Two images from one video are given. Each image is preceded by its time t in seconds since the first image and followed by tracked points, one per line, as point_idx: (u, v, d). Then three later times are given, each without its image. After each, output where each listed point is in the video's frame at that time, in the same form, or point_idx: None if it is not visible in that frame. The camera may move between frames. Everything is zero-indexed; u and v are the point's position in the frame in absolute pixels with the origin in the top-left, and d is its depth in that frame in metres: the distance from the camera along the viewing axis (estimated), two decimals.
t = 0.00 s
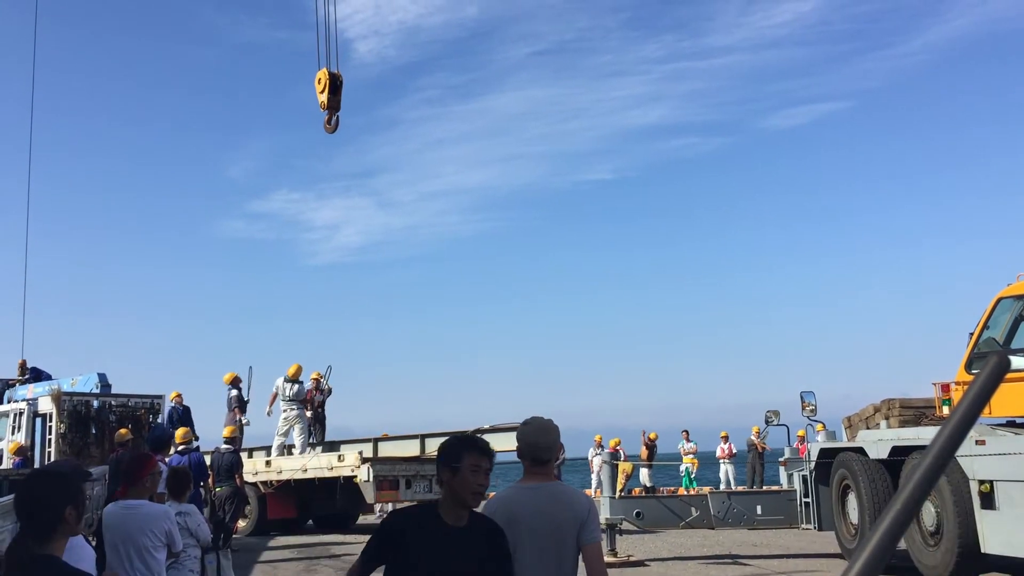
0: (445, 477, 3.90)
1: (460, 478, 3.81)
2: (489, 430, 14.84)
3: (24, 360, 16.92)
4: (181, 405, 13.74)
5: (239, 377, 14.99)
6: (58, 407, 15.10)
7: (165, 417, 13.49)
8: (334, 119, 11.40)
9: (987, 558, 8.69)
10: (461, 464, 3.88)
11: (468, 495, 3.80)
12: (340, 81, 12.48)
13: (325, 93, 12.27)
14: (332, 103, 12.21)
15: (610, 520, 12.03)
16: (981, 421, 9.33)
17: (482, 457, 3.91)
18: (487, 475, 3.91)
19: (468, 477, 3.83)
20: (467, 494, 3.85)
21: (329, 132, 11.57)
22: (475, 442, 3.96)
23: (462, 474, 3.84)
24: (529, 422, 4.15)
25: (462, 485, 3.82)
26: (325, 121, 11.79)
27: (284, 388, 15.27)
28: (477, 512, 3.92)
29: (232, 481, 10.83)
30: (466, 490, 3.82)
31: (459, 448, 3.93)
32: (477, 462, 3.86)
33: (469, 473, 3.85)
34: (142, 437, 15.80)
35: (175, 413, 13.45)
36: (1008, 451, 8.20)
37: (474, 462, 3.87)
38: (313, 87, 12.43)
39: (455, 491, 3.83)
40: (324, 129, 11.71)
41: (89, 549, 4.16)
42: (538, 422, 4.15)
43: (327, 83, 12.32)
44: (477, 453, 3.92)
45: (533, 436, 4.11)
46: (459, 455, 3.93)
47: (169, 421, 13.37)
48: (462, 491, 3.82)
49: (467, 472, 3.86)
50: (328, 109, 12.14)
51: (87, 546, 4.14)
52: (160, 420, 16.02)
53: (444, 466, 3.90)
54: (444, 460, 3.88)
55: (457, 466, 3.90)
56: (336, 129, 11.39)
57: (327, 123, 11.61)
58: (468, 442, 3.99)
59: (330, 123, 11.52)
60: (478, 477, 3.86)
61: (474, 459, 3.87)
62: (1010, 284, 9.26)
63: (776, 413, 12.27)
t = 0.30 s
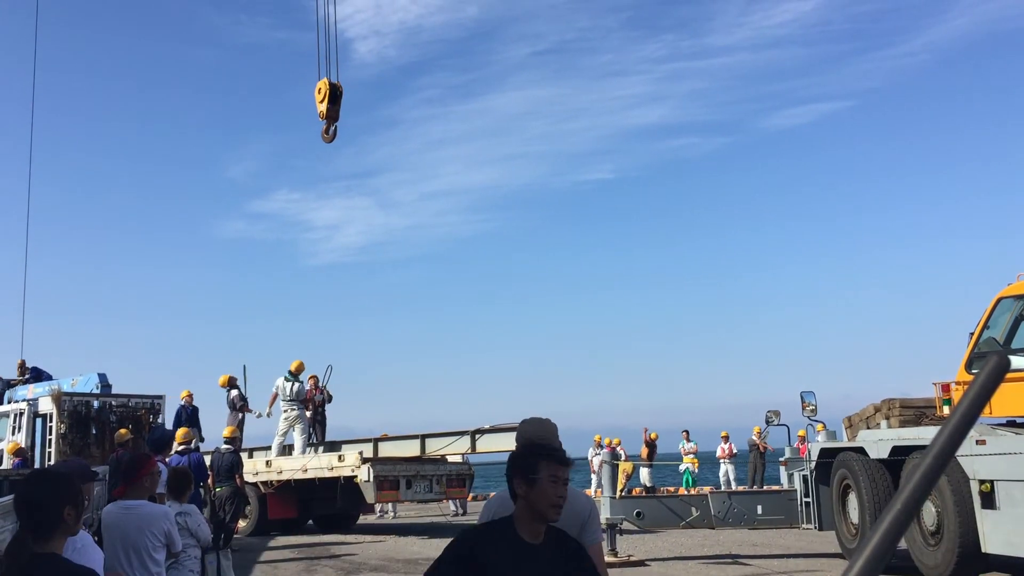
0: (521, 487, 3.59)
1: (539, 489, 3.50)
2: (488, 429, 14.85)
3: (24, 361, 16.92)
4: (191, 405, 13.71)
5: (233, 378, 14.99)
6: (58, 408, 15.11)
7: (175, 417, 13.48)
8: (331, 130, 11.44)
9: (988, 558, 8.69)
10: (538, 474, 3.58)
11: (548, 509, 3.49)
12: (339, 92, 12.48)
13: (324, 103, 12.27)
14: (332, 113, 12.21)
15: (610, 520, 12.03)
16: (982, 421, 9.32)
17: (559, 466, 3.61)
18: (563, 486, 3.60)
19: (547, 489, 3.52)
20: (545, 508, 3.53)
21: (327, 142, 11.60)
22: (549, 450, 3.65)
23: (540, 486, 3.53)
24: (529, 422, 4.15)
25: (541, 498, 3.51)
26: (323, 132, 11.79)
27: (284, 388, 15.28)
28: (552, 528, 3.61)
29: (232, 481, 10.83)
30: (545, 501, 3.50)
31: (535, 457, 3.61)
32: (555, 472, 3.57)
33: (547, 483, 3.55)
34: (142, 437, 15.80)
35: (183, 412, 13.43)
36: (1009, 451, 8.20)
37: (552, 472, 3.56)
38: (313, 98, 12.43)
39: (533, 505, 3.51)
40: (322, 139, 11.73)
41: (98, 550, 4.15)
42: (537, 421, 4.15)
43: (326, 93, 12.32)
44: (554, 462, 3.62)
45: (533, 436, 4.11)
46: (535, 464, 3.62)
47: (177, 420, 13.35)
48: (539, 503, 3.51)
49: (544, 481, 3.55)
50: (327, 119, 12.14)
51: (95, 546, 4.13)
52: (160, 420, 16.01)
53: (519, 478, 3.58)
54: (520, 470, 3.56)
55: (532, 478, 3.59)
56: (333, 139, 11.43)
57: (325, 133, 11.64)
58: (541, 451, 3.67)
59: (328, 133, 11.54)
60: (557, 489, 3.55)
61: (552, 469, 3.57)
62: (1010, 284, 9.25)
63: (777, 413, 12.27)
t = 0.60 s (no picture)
0: (631, 478, 3.20)
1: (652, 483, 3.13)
2: (488, 429, 14.86)
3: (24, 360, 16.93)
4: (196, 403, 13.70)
5: (231, 377, 14.99)
6: (58, 407, 15.12)
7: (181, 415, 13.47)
8: (329, 139, 11.47)
9: (987, 558, 8.70)
10: (649, 464, 3.20)
11: (663, 505, 3.13)
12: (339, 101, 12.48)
13: (323, 112, 12.27)
14: (330, 122, 12.21)
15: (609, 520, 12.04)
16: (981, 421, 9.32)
17: (674, 457, 3.23)
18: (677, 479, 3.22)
19: (661, 482, 3.16)
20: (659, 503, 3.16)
21: (325, 150, 11.61)
22: (662, 435, 3.27)
23: (652, 479, 3.16)
24: (529, 422, 4.15)
25: (654, 492, 3.14)
26: (322, 141, 11.80)
27: (285, 387, 15.28)
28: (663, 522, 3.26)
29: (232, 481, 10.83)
30: (659, 496, 3.15)
31: (645, 447, 3.22)
32: (669, 464, 3.19)
33: (660, 476, 3.17)
34: (142, 436, 15.79)
35: (192, 409, 13.44)
36: (1008, 451, 8.20)
37: (665, 463, 3.19)
38: (312, 106, 12.43)
39: (644, 499, 3.16)
40: (320, 147, 11.73)
41: (103, 550, 4.14)
42: (536, 420, 4.15)
43: (326, 102, 12.32)
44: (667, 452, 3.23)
45: (533, 436, 4.11)
46: (645, 452, 3.23)
47: (185, 417, 13.36)
48: (650, 500, 3.15)
49: (657, 473, 3.17)
50: (326, 128, 12.14)
51: (101, 546, 4.12)
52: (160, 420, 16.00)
53: (628, 468, 3.22)
54: (630, 460, 3.19)
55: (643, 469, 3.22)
56: (331, 148, 11.47)
57: (323, 142, 11.66)
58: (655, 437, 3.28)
59: (326, 142, 11.57)
60: (672, 482, 3.18)
61: (666, 460, 3.19)
62: (1010, 284, 9.25)
63: (776, 413, 12.27)
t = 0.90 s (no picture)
0: (792, 476, 3.03)
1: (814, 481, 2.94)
2: (487, 428, 14.87)
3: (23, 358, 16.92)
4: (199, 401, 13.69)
5: (231, 377, 14.98)
6: (57, 405, 15.13)
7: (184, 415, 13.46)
8: (328, 148, 11.49)
9: (986, 558, 8.71)
10: (812, 461, 3.01)
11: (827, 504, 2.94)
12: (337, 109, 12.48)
13: (321, 121, 12.27)
14: (328, 131, 12.21)
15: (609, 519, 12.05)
16: (981, 421, 9.32)
17: (838, 452, 3.01)
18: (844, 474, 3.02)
19: (823, 480, 2.96)
20: (823, 502, 2.97)
21: (323, 159, 11.62)
22: (824, 430, 3.07)
23: (813, 477, 2.97)
24: (528, 422, 4.14)
25: (816, 491, 2.96)
26: (320, 150, 11.81)
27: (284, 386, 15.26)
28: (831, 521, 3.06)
29: (231, 480, 10.82)
30: (822, 495, 2.96)
31: (807, 443, 3.03)
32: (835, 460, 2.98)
33: (824, 473, 2.98)
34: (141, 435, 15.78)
35: (194, 409, 13.43)
36: (1008, 451, 8.19)
37: (831, 459, 2.99)
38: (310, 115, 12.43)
39: (807, 498, 2.98)
40: (318, 157, 11.74)
41: (104, 549, 4.14)
42: (535, 420, 4.15)
43: (323, 110, 12.32)
44: (830, 446, 3.03)
45: (532, 435, 4.11)
46: (807, 447, 3.04)
47: (189, 417, 13.35)
48: (815, 499, 2.96)
49: (819, 470, 2.98)
50: (324, 137, 12.14)
51: (102, 545, 4.12)
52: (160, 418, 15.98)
53: (787, 466, 3.05)
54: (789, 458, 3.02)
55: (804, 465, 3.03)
56: (330, 156, 11.49)
57: (321, 151, 11.67)
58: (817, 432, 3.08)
59: (324, 151, 11.58)
60: (837, 479, 2.98)
61: (829, 457, 2.99)
62: (1009, 284, 9.25)
63: (776, 413, 12.28)
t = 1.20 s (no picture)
0: (972, 479, 2.74)
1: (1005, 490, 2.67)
2: (488, 429, 14.88)
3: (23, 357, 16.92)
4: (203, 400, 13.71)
5: (232, 376, 14.98)
6: (57, 404, 15.13)
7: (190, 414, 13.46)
8: (326, 157, 11.52)
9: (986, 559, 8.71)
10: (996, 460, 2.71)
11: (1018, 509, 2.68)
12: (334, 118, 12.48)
13: (318, 131, 12.27)
14: (326, 141, 12.21)
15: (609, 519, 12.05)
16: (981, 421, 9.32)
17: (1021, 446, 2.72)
18: None
19: (1012, 483, 2.69)
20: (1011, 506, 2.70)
21: (322, 169, 11.66)
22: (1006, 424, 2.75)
23: (1000, 483, 2.69)
24: (528, 423, 4.14)
25: (1005, 496, 2.69)
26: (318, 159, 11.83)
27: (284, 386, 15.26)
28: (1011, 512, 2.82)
29: (231, 480, 10.82)
30: (1012, 499, 2.68)
31: (985, 440, 2.72)
32: None
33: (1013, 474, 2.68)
34: (142, 435, 15.77)
35: (198, 407, 13.43)
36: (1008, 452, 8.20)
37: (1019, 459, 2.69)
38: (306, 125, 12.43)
39: (991, 502, 2.71)
40: (317, 167, 11.77)
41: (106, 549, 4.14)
42: (536, 421, 4.14)
43: (319, 120, 12.32)
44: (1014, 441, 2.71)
45: (532, 434, 4.11)
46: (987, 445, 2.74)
47: (193, 415, 13.35)
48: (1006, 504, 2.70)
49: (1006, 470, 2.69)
50: (322, 147, 12.15)
51: (104, 545, 4.12)
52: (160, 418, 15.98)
53: (966, 468, 2.75)
54: (970, 462, 2.71)
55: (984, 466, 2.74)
56: (327, 165, 11.51)
57: (320, 160, 11.71)
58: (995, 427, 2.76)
59: (323, 159, 11.60)
60: None
61: (1014, 454, 2.69)
62: (1010, 285, 9.25)
63: (776, 413, 12.28)
